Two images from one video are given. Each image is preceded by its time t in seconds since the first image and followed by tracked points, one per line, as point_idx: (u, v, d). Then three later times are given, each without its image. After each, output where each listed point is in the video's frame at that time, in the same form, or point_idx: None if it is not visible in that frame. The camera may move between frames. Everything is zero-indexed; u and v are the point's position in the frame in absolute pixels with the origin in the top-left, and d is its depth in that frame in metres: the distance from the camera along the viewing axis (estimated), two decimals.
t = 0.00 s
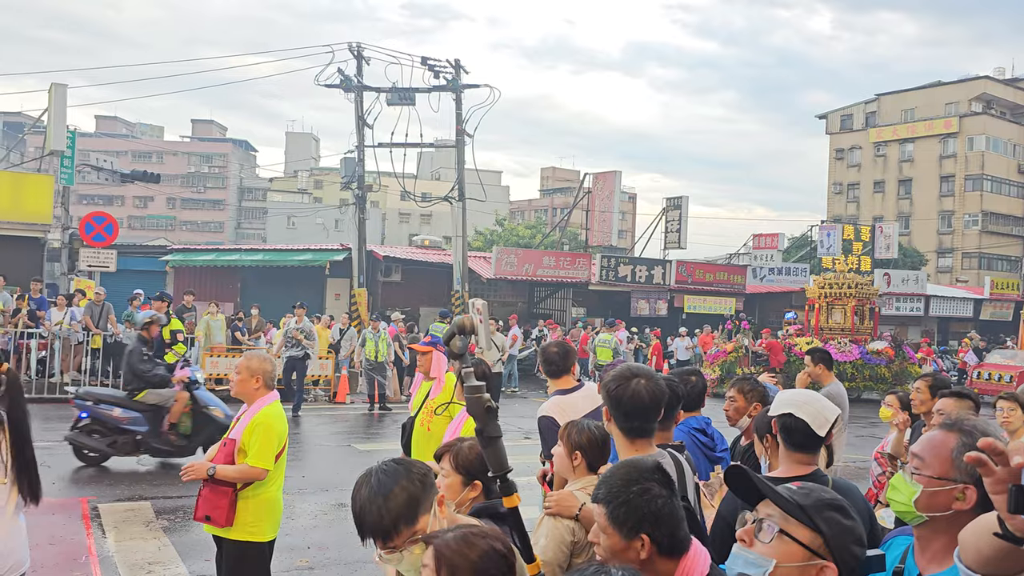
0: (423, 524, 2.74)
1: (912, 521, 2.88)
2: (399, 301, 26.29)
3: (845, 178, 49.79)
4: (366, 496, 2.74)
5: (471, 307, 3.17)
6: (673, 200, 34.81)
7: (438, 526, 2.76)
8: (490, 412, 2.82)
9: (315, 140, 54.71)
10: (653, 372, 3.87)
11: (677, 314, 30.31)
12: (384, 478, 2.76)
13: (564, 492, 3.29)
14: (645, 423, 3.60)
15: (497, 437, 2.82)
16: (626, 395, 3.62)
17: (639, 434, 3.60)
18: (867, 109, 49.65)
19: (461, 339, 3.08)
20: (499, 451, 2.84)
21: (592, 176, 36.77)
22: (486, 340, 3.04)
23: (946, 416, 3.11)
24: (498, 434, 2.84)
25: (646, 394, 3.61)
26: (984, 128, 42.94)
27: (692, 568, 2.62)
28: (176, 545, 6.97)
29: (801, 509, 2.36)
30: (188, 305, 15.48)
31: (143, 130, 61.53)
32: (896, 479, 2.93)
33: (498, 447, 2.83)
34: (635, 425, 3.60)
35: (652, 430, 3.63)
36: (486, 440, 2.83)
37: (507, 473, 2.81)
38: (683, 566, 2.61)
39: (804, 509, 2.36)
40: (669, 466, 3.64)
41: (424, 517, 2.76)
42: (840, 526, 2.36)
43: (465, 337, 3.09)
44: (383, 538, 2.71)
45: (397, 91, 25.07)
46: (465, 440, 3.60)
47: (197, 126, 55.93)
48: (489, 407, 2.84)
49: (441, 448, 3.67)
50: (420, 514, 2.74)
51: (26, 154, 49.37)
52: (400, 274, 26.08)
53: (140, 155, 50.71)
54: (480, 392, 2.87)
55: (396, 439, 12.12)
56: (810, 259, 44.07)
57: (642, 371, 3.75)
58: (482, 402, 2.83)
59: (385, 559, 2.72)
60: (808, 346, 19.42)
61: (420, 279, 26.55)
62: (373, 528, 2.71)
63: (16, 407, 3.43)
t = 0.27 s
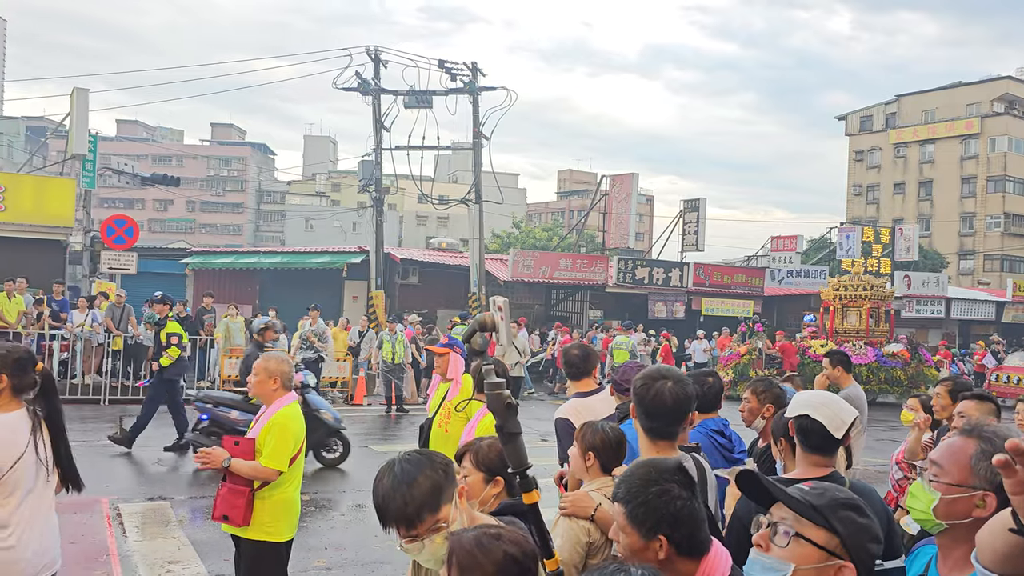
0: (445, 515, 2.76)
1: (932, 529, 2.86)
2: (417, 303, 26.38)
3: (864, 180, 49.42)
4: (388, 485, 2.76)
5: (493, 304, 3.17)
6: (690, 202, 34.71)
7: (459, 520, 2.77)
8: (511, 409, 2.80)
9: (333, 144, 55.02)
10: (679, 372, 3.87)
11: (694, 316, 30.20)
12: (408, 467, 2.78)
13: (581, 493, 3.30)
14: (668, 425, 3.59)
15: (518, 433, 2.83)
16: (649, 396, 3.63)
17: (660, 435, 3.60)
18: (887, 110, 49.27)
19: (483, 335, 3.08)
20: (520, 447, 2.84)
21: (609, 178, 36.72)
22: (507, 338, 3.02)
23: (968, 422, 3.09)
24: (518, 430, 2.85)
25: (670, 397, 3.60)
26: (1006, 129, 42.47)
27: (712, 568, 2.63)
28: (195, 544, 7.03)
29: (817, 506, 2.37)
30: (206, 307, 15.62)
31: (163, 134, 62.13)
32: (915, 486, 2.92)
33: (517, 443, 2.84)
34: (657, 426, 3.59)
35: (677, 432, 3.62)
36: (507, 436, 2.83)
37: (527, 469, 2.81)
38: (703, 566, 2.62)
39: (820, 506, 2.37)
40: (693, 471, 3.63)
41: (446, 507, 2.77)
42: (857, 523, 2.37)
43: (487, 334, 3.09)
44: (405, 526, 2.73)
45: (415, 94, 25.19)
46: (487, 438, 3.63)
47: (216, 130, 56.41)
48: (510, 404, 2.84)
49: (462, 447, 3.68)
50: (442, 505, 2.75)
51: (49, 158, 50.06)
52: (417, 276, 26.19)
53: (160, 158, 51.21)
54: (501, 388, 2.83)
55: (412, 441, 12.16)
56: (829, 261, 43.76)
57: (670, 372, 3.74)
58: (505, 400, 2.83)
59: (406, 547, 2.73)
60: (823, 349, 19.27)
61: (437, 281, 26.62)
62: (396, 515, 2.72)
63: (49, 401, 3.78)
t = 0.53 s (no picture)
0: (467, 506, 2.80)
1: (950, 525, 2.86)
2: (439, 302, 26.50)
3: (890, 179, 48.88)
4: (413, 473, 2.81)
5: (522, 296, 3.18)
6: (714, 201, 34.54)
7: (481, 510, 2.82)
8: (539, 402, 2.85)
9: (356, 144, 55.36)
10: (707, 370, 3.88)
11: (717, 316, 30.05)
12: (432, 457, 2.82)
13: (599, 490, 3.33)
14: (696, 424, 3.61)
15: (544, 426, 2.88)
16: (678, 394, 3.64)
17: (687, 433, 3.61)
18: (914, 108, 48.68)
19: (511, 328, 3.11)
20: (545, 441, 2.88)
21: (632, 177, 36.61)
22: (536, 328, 3.04)
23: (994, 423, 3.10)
24: (544, 422, 2.89)
25: (698, 396, 3.61)
26: None
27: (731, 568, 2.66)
28: (220, 539, 7.14)
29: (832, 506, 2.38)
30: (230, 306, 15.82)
31: (189, 134, 62.84)
32: (937, 480, 2.93)
33: (543, 436, 2.87)
34: (684, 424, 3.61)
35: (705, 432, 3.64)
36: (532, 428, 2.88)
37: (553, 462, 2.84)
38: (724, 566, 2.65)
39: (836, 505, 2.38)
40: (718, 471, 3.65)
41: (469, 497, 2.82)
42: (876, 520, 2.38)
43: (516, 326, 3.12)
44: (428, 515, 2.78)
45: (437, 93, 25.30)
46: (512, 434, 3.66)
47: (241, 130, 56.97)
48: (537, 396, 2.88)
49: (485, 443, 3.71)
50: (465, 495, 2.80)
51: (78, 158, 50.84)
52: (439, 275, 26.31)
53: (186, 158, 51.81)
54: (530, 380, 2.94)
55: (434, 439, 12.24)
56: (854, 261, 43.34)
57: (700, 372, 3.75)
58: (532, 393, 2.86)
59: (429, 536, 2.78)
60: (844, 349, 19.09)
61: (459, 281, 26.72)
62: (420, 504, 2.77)
63: (75, 406, 3.70)
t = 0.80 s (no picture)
0: (489, 494, 2.86)
1: (972, 522, 2.87)
2: (462, 302, 26.62)
3: (918, 180, 48.33)
4: (435, 464, 2.87)
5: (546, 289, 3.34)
6: (738, 202, 34.34)
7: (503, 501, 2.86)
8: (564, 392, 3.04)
9: (380, 144, 55.67)
10: (735, 368, 3.88)
11: (741, 317, 29.89)
12: (455, 447, 2.89)
13: (617, 487, 3.38)
14: (720, 422, 3.64)
15: (569, 416, 3.06)
16: (704, 392, 3.66)
17: (712, 431, 3.65)
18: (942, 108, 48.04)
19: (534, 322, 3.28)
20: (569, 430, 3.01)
21: (656, 177, 36.49)
22: (561, 321, 3.16)
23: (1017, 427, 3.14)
24: (569, 414, 3.08)
25: (725, 395, 3.62)
26: None
27: (749, 563, 2.71)
28: (243, 533, 7.27)
29: (852, 502, 2.41)
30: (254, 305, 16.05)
31: (216, 134, 63.54)
32: (961, 478, 2.95)
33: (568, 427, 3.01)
34: (711, 421, 3.64)
35: (729, 430, 3.67)
36: (558, 418, 3.06)
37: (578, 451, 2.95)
38: (743, 563, 2.69)
39: (856, 501, 2.40)
40: (742, 471, 3.67)
41: (490, 487, 2.87)
42: (895, 517, 2.41)
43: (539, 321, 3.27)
44: (449, 503, 2.83)
45: (461, 93, 25.41)
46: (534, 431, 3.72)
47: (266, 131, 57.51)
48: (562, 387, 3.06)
49: (507, 439, 3.76)
50: (486, 484, 2.85)
51: (107, 158, 51.64)
52: (462, 275, 26.43)
53: (213, 158, 52.42)
54: (555, 372, 3.11)
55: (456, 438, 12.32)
56: (880, 262, 42.87)
57: (726, 369, 3.74)
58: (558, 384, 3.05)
59: (450, 525, 2.83)
60: (865, 351, 18.92)
61: (482, 281, 26.82)
62: (442, 492, 2.83)
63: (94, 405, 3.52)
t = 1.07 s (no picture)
0: (504, 479, 2.89)
1: (986, 523, 2.87)
2: (479, 303, 26.68)
3: (941, 181, 47.83)
4: (455, 446, 2.92)
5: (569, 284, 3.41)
6: (757, 203, 34.16)
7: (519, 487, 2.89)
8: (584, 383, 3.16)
9: (399, 144, 55.87)
10: (752, 367, 3.88)
11: (760, 319, 29.71)
12: (477, 430, 2.94)
13: (632, 484, 3.40)
14: (738, 421, 3.65)
15: (589, 409, 3.20)
16: (722, 389, 3.66)
17: (729, 429, 3.67)
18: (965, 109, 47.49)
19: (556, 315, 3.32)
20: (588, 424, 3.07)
21: (674, 178, 36.38)
22: (582, 314, 3.26)
23: None
24: (587, 407, 3.22)
25: (743, 393, 3.63)
26: None
27: (761, 559, 2.72)
28: (261, 530, 7.35)
29: (839, 511, 2.33)
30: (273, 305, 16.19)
31: (237, 135, 64.07)
32: (975, 479, 2.93)
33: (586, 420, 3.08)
34: (728, 420, 3.65)
35: (747, 428, 3.68)
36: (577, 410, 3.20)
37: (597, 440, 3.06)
38: (753, 559, 2.71)
39: (844, 509, 2.33)
40: (759, 470, 3.67)
41: (505, 474, 2.90)
42: (887, 517, 2.34)
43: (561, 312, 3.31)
44: (465, 484, 2.87)
45: (480, 95, 25.47)
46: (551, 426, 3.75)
47: (286, 132, 57.90)
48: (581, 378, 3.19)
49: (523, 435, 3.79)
50: (502, 470, 2.88)
51: (130, 158, 52.21)
52: (480, 276, 26.49)
53: (233, 159, 52.86)
54: (575, 367, 3.23)
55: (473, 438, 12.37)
56: (902, 264, 42.47)
57: (744, 368, 3.75)
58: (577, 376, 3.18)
59: (463, 506, 2.88)
60: (881, 354, 18.76)
61: (499, 281, 26.87)
62: (459, 472, 2.87)
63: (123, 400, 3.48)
